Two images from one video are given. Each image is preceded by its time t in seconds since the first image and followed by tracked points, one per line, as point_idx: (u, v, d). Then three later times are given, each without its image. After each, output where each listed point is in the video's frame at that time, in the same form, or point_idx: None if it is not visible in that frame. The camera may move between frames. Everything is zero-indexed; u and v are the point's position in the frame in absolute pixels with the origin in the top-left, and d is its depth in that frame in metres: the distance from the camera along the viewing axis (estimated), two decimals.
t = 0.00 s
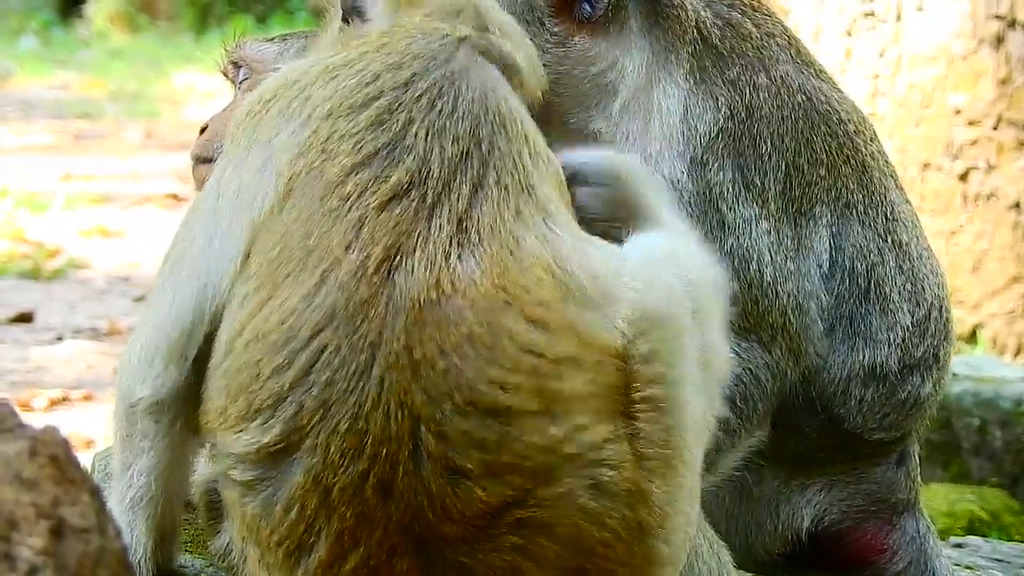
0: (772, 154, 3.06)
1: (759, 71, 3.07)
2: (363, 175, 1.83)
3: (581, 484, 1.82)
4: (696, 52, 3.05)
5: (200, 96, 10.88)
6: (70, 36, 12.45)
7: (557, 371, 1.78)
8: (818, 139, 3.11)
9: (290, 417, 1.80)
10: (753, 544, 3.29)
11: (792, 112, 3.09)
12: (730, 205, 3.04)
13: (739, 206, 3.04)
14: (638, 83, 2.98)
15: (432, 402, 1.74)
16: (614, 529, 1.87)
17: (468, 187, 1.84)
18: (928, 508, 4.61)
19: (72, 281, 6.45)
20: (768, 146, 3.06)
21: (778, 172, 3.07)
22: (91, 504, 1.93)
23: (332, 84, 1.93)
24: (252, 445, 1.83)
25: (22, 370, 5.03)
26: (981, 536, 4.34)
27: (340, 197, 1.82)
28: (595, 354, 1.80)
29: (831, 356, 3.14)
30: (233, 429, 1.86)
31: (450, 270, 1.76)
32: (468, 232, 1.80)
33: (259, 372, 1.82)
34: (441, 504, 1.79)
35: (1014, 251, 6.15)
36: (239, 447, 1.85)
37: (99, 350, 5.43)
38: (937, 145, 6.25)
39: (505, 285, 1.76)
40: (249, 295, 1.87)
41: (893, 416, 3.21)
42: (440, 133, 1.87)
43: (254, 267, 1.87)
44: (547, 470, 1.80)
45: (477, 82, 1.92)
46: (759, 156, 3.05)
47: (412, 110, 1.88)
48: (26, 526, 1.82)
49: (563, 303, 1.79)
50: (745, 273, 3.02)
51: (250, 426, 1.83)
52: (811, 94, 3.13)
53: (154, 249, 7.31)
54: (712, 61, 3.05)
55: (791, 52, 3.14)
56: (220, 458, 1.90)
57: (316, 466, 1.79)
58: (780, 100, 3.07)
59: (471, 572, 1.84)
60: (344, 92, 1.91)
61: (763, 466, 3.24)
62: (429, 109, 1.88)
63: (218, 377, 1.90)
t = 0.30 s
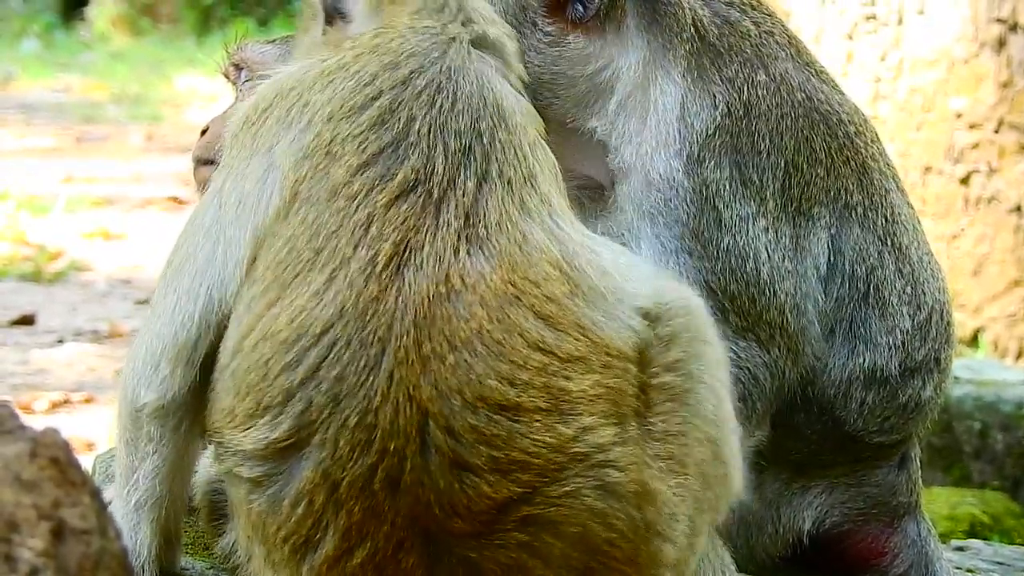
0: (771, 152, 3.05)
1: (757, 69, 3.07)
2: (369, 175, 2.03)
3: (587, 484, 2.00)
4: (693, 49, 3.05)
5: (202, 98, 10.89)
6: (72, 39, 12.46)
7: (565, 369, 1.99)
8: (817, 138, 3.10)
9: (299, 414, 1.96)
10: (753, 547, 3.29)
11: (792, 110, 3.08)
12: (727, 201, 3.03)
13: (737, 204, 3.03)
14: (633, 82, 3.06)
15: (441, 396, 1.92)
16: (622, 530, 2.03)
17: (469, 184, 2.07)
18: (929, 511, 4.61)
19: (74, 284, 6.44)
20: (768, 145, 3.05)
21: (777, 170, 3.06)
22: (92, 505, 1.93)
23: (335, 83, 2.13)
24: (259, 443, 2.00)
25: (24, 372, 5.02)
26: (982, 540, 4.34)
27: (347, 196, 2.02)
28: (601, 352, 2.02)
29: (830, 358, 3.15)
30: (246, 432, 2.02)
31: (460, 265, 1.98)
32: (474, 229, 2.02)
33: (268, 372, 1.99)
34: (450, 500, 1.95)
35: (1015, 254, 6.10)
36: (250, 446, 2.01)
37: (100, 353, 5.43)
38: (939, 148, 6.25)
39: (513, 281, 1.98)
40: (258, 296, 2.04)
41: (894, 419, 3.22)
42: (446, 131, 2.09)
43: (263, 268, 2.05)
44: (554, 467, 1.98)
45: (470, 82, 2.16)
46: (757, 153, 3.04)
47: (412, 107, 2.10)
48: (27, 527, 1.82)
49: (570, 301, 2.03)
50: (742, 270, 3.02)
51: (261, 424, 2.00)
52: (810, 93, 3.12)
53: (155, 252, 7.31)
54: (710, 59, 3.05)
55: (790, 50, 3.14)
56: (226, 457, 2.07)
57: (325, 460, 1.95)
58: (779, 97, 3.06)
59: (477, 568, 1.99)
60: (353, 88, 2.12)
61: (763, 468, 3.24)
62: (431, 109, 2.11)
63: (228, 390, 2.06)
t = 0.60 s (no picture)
0: (769, 150, 3.05)
1: (756, 67, 3.08)
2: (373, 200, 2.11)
3: (625, 465, 2.12)
4: (692, 47, 3.06)
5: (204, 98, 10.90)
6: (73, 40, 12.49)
7: (602, 349, 2.16)
8: (815, 139, 3.10)
9: (343, 388, 2.05)
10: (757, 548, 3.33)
11: (790, 109, 3.09)
12: (724, 200, 3.04)
13: (734, 203, 3.04)
14: (629, 81, 3.05)
15: (489, 364, 2.04)
16: (655, 519, 2.12)
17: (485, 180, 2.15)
18: (929, 513, 4.61)
19: (74, 285, 6.44)
20: (765, 143, 3.05)
21: (776, 169, 3.06)
22: (91, 504, 1.93)
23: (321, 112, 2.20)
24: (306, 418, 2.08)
25: (24, 373, 5.00)
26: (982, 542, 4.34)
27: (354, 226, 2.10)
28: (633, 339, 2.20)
29: (829, 359, 3.15)
30: (291, 411, 2.12)
31: (491, 250, 2.10)
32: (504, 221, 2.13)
33: (309, 365, 2.09)
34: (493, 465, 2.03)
35: (1016, 257, 6.10)
36: (296, 424, 2.10)
37: (101, 354, 5.44)
38: (940, 150, 6.24)
39: (547, 263, 2.14)
40: (280, 321, 2.15)
41: (893, 421, 3.22)
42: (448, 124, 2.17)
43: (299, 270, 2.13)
44: (596, 442, 2.10)
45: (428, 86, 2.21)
46: (755, 152, 3.04)
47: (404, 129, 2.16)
48: (26, 526, 1.82)
49: (601, 285, 2.20)
50: (738, 269, 3.03)
51: (304, 400, 2.09)
52: (809, 93, 3.13)
53: (156, 253, 7.31)
54: (707, 58, 3.06)
55: (790, 50, 3.15)
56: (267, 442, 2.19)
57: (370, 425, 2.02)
58: (777, 96, 3.07)
59: (513, 541, 2.06)
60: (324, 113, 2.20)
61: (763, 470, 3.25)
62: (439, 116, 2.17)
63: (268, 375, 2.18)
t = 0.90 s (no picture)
0: (772, 148, 3.09)
1: (760, 65, 3.13)
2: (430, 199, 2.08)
3: (607, 438, 2.08)
4: (694, 46, 3.14)
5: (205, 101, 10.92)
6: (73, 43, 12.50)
7: (607, 322, 2.09)
8: (819, 138, 3.13)
9: (345, 324, 2.09)
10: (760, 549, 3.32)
11: (795, 107, 3.12)
12: (726, 198, 3.07)
13: (737, 200, 3.07)
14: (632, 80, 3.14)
15: (478, 306, 2.04)
16: (635, 499, 2.08)
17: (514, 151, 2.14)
18: (931, 514, 4.61)
19: (76, 287, 6.44)
20: (768, 141, 3.09)
21: (779, 166, 3.09)
22: (93, 507, 1.93)
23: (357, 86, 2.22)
24: (312, 361, 2.14)
25: (25, 375, 4.97)
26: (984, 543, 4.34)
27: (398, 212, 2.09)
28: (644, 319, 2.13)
29: (835, 362, 3.15)
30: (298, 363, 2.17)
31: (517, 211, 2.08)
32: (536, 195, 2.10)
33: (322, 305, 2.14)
34: (472, 418, 2.03)
35: (1019, 258, 6.09)
36: (304, 375, 2.15)
37: (102, 356, 5.43)
38: (941, 151, 6.22)
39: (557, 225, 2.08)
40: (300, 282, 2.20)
41: (896, 425, 3.21)
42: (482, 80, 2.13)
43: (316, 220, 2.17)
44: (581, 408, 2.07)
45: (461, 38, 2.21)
46: (758, 149, 3.08)
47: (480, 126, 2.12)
48: (29, 529, 1.83)
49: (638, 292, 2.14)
50: (740, 266, 3.05)
51: (310, 348, 2.15)
52: (813, 91, 3.16)
53: (158, 256, 7.31)
54: (710, 58, 3.13)
55: (795, 48, 3.19)
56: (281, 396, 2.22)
57: (365, 365, 2.07)
58: (781, 93, 3.12)
59: (489, 506, 2.03)
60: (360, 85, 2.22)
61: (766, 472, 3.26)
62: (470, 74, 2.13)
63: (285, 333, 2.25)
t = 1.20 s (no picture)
0: (779, 148, 3.08)
1: (766, 65, 3.12)
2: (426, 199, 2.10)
3: (603, 452, 2.06)
4: (700, 45, 3.12)
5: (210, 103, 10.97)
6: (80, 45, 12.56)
7: (597, 329, 2.09)
8: (825, 139, 3.12)
9: (336, 338, 2.10)
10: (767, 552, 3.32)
11: (801, 107, 3.11)
12: (732, 198, 3.06)
13: (743, 201, 3.07)
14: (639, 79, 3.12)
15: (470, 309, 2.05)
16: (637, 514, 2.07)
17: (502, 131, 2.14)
18: (936, 516, 4.60)
19: (81, 289, 6.45)
20: (774, 141, 3.08)
21: (785, 166, 3.09)
22: (99, 509, 1.94)
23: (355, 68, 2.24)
24: (310, 372, 2.13)
25: (31, 378, 5.01)
26: (989, 545, 4.34)
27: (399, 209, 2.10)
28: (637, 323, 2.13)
29: (839, 365, 3.15)
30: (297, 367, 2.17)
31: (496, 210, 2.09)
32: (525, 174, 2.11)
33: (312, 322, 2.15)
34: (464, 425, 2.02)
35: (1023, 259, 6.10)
36: (303, 380, 2.14)
37: (108, 359, 5.43)
38: (946, 152, 6.18)
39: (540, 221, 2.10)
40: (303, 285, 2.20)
41: (902, 428, 3.23)
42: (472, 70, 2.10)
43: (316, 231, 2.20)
44: (572, 417, 2.06)
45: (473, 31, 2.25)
46: (764, 148, 3.08)
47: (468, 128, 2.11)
48: (35, 532, 1.84)
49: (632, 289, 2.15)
50: (745, 268, 3.05)
51: (311, 349, 2.14)
52: (819, 90, 3.15)
53: (164, 258, 7.31)
54: (716, 57, 3.12)
55: (802, 48, 3.19)
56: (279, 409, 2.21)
57: (359, 376, 2.06)
58: (787, 93, 3.11)
59: (484, 516, 2.03)
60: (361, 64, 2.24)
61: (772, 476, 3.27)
62: (464, 59, 2.11)
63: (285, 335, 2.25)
